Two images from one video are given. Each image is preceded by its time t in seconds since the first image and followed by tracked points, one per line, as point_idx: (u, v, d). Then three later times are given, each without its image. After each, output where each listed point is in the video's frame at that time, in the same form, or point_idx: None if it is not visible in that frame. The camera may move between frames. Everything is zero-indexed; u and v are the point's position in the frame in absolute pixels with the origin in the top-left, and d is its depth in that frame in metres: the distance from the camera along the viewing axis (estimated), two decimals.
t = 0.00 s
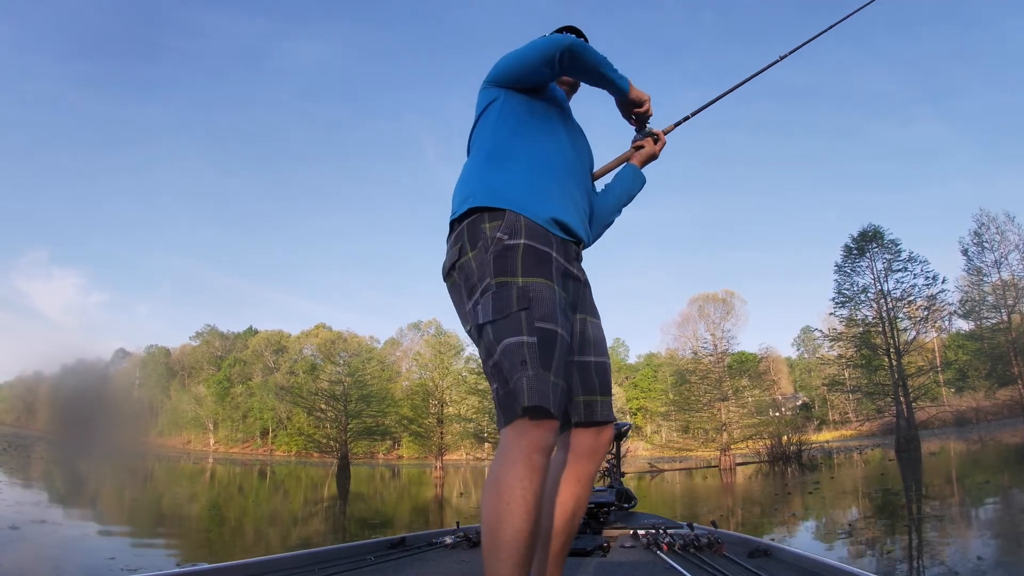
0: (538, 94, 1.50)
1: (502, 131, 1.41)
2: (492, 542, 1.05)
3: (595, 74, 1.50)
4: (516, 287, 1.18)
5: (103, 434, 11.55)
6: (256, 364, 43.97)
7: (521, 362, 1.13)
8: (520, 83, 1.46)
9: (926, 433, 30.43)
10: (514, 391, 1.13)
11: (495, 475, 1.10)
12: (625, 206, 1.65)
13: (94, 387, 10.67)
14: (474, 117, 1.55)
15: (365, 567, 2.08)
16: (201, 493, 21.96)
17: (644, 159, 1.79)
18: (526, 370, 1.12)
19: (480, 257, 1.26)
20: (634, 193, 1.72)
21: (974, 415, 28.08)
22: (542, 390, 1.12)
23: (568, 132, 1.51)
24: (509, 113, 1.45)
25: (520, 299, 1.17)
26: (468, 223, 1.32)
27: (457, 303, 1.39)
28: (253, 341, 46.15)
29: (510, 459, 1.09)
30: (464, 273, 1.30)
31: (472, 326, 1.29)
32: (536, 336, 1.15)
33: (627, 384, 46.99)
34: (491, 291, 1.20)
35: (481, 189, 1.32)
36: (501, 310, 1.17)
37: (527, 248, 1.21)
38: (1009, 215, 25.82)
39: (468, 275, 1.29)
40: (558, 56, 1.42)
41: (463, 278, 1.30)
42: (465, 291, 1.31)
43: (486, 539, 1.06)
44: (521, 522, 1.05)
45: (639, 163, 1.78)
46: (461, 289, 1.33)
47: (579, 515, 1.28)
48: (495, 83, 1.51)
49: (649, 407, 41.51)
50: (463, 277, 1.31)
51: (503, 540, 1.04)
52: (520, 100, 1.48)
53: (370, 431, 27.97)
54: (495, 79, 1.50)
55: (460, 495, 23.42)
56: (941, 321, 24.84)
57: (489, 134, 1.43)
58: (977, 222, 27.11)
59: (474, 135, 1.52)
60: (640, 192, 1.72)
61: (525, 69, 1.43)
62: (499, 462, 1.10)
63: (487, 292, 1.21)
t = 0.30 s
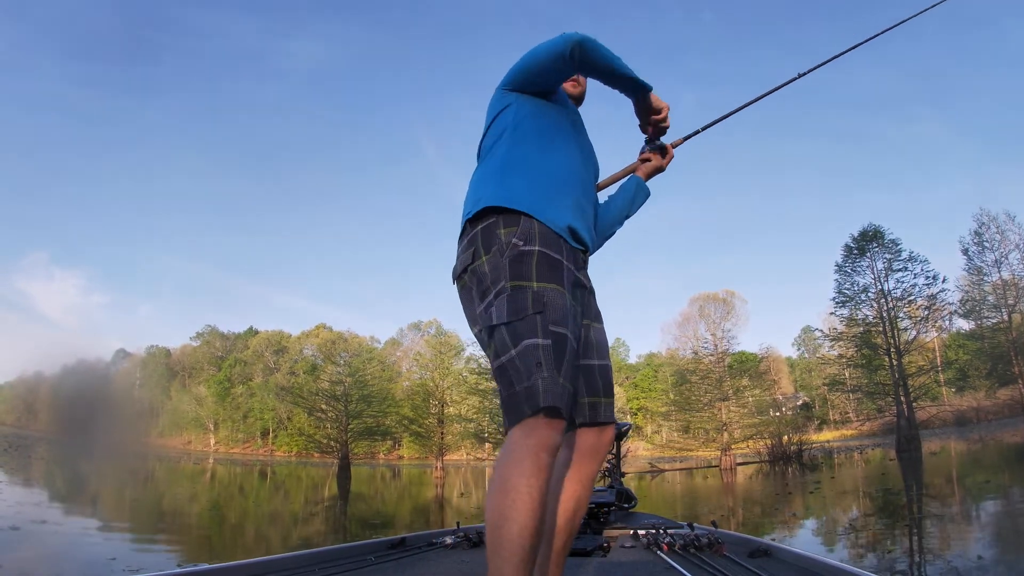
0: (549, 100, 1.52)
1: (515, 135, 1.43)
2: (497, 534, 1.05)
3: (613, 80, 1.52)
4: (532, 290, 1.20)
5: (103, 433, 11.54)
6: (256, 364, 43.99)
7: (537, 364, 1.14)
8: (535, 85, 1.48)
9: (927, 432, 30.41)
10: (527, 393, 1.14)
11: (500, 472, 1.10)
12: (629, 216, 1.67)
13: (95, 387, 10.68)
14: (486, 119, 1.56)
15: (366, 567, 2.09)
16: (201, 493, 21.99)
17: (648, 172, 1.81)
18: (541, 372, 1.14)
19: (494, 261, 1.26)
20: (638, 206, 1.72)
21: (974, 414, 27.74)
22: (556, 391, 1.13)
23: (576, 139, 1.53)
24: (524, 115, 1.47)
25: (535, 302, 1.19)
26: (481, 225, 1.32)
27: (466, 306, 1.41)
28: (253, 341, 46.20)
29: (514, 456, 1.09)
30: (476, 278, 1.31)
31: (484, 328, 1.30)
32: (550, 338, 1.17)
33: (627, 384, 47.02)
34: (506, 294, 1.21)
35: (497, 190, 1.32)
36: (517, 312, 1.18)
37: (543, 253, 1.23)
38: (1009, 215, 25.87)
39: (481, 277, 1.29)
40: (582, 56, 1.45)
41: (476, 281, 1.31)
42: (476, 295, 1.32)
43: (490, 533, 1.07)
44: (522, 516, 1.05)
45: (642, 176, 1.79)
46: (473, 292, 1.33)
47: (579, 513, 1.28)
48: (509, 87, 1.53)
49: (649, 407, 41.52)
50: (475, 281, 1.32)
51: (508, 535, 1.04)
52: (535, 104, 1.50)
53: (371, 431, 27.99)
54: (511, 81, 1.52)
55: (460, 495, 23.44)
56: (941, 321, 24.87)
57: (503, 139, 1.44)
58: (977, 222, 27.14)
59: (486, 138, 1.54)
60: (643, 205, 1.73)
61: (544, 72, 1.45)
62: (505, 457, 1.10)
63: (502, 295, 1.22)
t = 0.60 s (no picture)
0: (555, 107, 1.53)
1: (520, 145, 1.44)
2: (548, 509, 1.06)
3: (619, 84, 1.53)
4: (561, 285, 1.21)
5: (103, 433, 11.53)
6: (257, 364, 44.02)
7: (577, 355, 1.15)
8: (540, 93, 1.49)
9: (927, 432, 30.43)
10: (567, 381, 1.15)
11: (555, 451, 1.11)
12: (637, 219, 1.66)
13: (95, 386, 10.68)
14: (492, 130, 1.58)
15: (366, 567, 2.08)
16: (202, 493, 22.02)
17: (656, 176, 1.79)
18: (584, 363, 1.15)
19: (516, 264, 1.27)
20: (645, 211, 1.71)
21: (974, 414, 27.92)
22: (605, 379, 1.17)
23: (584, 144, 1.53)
24: (528, 124, 1.48)
25: (566, 296, 1.20)
26: (496, 230, 1.33)
27: (485, 312, 1.41)
28: (254, 341, 46.25)
29: (573, 437, 1.11)
30: (495, 283, 1.31)
31: (510, 328, 1.30)
32: (587, 329, 1.18)
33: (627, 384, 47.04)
34: (537, 291, 1.22)
35: (508, 198, 1.33)
36: (549, 308, 1.19)
37: (564, 252, 1.25)
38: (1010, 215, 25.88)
39: (501, 282, 1.30)
40: (578, 64, 1.45)
41: (496, 286, 1.31)
42: (498, 300, 1.32)
43: (536, 508, 1.07)
44: (577, 497, 1.06)
45: (651, 179, 1.78)
46: (493, 297, 1.33)
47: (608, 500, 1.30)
48: (513, 96, 1.54)
49: (650, 407, 41.49)
50: (495, 287, 1.32)
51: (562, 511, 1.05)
52: (539, 113, 1.51)
53: (371, 431, 28.03)
54: (514, 92, 1.53)
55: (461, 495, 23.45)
56: (942, 321, 24.89)
57: (509, 148, 1.45)
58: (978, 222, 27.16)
59: (492, 147, 1.56)
60: (651, 209, 1.71)
61: (542, 81, 1.47)
62: (556, 445, 1.11)
63: (531, 293, 1.23)
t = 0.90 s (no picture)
0: (570, 101, 1.57)
1: (533, 138, 1.47)
2: (585, 536, 1.11)
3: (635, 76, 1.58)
4: (570, 299, 1.25)
5: (103, 432, 11.52)
6: (257, 365, 44.05)
7: (583, 373, 1.20)
8: (555, 85, 1.53)
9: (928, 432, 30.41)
10: (574, 400, 1.20)
11: (571, 477, 1.16)
12: (650, 218, 1.65)
13: (95, 387, 10.70)
14: (505, 122, 1.61)
15: (366, 567, 2.08)
16: (202, 493, 22.02)
17: (668, 176, 1.80)
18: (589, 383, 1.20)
19: (528, 265, 1.32)
20: (659, 210, 1.70)
21: (975, 413, 27.95)
22: (606, 399, 1.21)
23: (597, 139, 1.56)
24: (543, 116, 1.51)
25: (575, 312, 1.24)
26: (507, 226, 1.38)
27: (492, 306, 1.47)
28: (254, 342, 46.28)
29: (586, 457, 1.17)
30: (507, 282, 1.37)
31: (520, 330, 1.36)
32: (594, 349, 1.22)
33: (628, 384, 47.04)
34: (546, 303, 1.27)
35: (522, 191, 1.37)
36: (556, 322, 1.24)
37: (576, 259, 1.28)
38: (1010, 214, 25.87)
39: (513, 283, 1.35)
40: (590, 51, 1.50)
41: (508, 285, 1.37)
42: (508, 299, 1.38)
43: (573, 538, 1.12)
44: (611, 512, 1.13)
45: (664, 178, 1.78)
46: (502, 297, 1.39)
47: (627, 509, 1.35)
48: (526, 90, 1.58)
49: (650, 407, 41.47)
50: (506, 285, 1.37)
51: (586, 532, 1.12)
52: (551, 105, 1.53)
53: (371, 431, 28.06)
54: (527, 86, 1.57)
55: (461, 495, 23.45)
56: (942, 321, 24.89)
57: (522, 141, 1.48)
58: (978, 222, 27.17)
59: (505, 140, 1.59)
60: (665, 208, 1.71)
61: (553, 75, 1.51)
62: (569, 467, 1.18)
63: (540, 304, 1.28)
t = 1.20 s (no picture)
0: (583, 94, 1.56)
1: (541, 129, 1.48)
2: (591, 538, 1.11)
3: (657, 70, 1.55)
4: (577, 291, 1.25)
5: (104, 432, 11.51)
6: (257, 365, 44.09)
7: (593, 367, 1.20)
8: (568, 78, 1.52)
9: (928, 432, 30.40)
10: (582, 394, 1.20)
11: (579, 475, 1.17)
12: (664, 214, 1.64)
13: (95, 387, 10.70)
14: (516, 115, 1.62)
15: (364, 567, 2.08)
16: (202, 494, 22.03)
17: (686, 169, 1.80)
18: (597, 376, 1.19)
19: (534, 256, 1.32)
20: (675, 205, 1.70)
21: (975, 413, 27.96)
22: (616, 397, 1.21)
23: (611, 133, 1.56)
24: (554, 108, 1.52)
25: (581, 304, 1.24)
26: (514, 219, 1.39)
27: (500, 302, 1.48)
28: (255, 342, 46.32)
29: (595, 458, 1.17)
30: (513, 276, 1.37)
31: (527, 325, 1.36)
32: (601, 343, 1.22)
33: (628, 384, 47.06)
34: (552, 294, 1.27)
35: (529, 183, 1.38)
36: (562, 314, 1.24)
37: (584, 250, 1.28)
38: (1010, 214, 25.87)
39: (517, 276, 1.36)
40: (605, 42, 1.46)
41: (512, 280, 1.37)
42: (514, 293, 1.38)
43: (578, 537, 1.13)
44: (618, 514, 1.13)
45: (681, 173, 1.79)
46: (509, 291, 1.40)
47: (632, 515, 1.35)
48: (539, 84, 1.58)
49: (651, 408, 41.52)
50: (513, 278, 1.38)
51: (593, 533, 1.12)
52: (560, 97, 1.54)
53: (372, 431, 28.10)
54: (538, 78, 1.57)
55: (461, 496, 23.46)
56: (943, 320, 24.88)
57: (532, 132, 1.49)
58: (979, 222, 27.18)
59: (515, 133, 1.60)
60: (682, 203, 1.71)
61: (566, 68, 1.50)
62: (579, 467, 1.18)
63: (546, 296, 1.28)
